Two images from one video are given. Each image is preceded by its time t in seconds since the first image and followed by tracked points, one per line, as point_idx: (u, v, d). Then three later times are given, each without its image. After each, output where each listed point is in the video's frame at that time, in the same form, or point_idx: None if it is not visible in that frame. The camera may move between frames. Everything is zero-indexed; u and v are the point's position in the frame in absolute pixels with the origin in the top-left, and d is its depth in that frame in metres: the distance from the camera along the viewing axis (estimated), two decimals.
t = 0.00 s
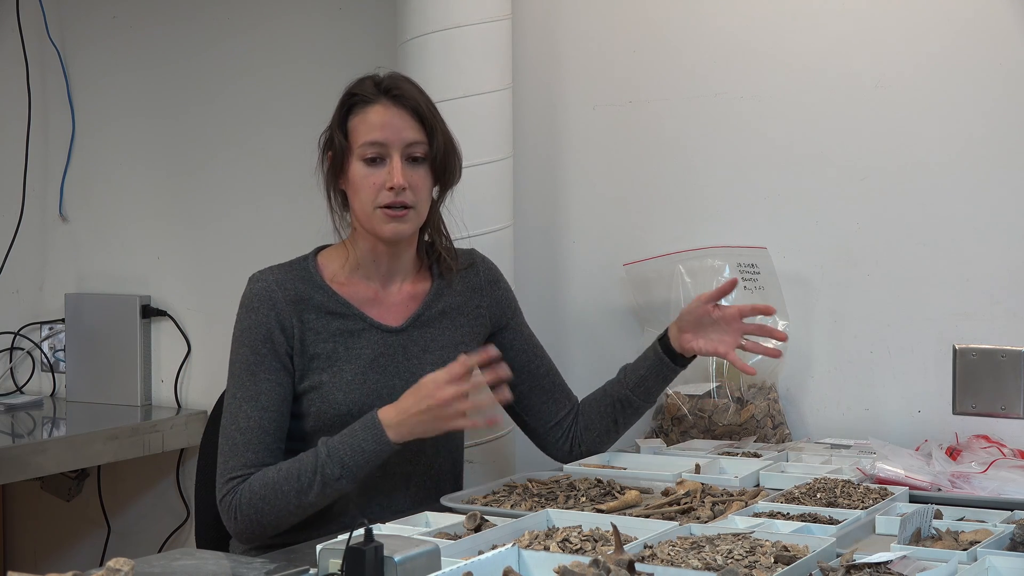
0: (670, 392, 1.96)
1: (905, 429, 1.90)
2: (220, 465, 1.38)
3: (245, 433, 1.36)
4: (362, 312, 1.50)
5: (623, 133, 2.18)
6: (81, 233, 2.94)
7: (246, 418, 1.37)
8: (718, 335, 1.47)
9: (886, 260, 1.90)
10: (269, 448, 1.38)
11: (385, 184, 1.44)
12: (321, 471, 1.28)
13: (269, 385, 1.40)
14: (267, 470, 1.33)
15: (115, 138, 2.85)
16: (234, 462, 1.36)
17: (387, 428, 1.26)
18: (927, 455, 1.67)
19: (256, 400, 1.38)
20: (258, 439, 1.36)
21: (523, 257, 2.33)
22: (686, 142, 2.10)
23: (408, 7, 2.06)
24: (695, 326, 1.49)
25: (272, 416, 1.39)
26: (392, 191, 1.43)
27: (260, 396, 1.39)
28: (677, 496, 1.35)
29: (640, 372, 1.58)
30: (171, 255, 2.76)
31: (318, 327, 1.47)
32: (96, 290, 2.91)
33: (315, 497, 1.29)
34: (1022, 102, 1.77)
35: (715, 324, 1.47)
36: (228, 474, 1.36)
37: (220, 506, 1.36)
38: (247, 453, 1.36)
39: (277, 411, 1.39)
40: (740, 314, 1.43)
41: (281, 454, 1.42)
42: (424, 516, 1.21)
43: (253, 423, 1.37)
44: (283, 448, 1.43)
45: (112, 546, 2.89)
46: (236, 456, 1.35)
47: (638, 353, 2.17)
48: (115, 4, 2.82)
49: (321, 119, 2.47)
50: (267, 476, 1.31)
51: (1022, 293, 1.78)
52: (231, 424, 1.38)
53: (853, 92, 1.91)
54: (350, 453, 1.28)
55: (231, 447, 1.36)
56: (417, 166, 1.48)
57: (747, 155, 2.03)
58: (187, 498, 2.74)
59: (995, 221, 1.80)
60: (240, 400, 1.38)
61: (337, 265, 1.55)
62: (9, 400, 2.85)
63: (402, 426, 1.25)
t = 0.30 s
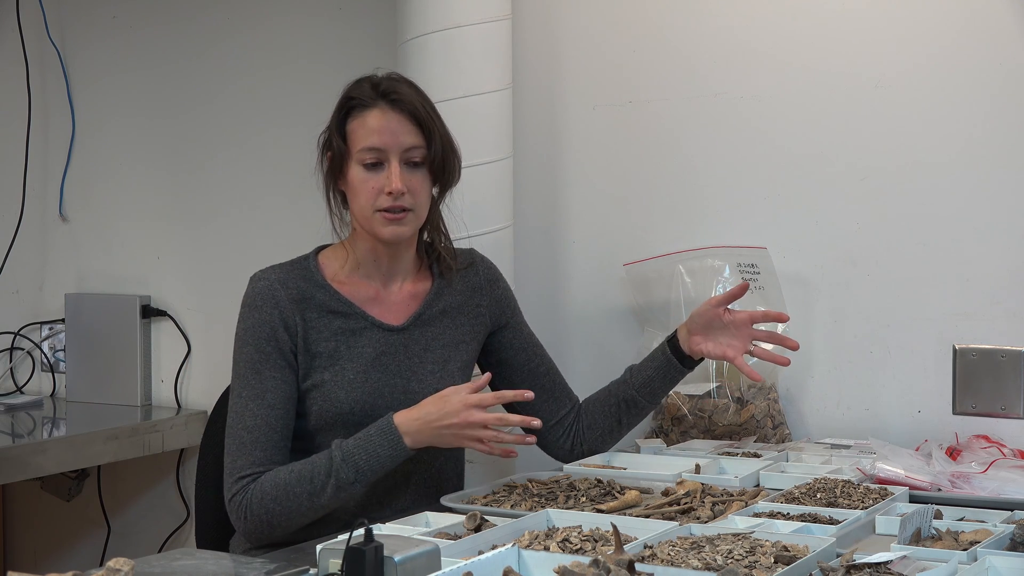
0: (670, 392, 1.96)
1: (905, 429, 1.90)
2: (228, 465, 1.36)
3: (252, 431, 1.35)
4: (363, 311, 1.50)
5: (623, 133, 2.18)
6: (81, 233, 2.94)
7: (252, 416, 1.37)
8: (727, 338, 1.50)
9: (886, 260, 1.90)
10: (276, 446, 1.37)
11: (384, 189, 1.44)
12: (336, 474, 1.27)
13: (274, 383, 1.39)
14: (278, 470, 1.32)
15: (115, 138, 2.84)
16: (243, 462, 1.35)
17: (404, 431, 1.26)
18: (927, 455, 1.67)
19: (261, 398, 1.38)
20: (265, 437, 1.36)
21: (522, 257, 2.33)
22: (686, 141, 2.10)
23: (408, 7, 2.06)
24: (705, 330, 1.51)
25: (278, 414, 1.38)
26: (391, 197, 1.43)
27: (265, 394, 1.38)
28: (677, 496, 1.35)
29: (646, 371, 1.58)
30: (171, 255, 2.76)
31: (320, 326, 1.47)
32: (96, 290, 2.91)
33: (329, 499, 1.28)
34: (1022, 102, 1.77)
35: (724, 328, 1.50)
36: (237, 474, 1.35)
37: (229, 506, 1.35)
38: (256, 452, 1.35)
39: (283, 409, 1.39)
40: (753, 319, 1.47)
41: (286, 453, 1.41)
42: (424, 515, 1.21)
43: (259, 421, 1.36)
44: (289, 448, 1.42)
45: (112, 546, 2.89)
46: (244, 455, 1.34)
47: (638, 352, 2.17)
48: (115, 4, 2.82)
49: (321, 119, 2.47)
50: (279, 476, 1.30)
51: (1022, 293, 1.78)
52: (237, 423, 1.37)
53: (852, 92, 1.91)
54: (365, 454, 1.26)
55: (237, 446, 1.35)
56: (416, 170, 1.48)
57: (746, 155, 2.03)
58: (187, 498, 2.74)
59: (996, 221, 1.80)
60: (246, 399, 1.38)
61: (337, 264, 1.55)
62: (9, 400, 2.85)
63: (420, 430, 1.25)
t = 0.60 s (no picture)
0: (670, 392, 1.96)
1: (905, 429, 1.90)
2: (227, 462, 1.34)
3: (250, 427, 1.33)
4: (366, 311, 1.50)
5: (623, 134, 2.18)
6: (81, 233, 2.94)
7: (251, 412, 1.35)
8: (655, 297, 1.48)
9: (886, 260, 1.90)
10: (273, 440, 1.33)
11: (396, 181, 1.43)
12: (298, 458, 1.21)
13: (274, 377, 1.38)
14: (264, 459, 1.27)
15: (115, 137, 2.84)
16: (238, 456, 1.32)
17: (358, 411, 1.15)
18: (928, 455, 1.67)
19: (261, 394, 1.36)
20: (262, 431, 1.33)
21: (522, 256, 2.33)
22: (686, 141, 2.10)
23: (408, 6, 2.05)
24: (642, 298, 1.48)
25: (278, 408, 1.35)
26: (402, 189, 1.43)
27: (265, 389, 1.36)
28: (677, 497, 1.35)
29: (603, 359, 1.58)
30: (171, 255, 2.76)
31: (323, 326, 1.47)
32: (96, 290, 2.91)
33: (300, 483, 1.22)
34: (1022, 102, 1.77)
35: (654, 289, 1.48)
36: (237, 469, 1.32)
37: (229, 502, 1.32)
38: (251, 445, 1.32)
39: (284, 404, 1.36)
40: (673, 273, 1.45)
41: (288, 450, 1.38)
42: (424, 516, 1.21)
43: (258, 415, 1.34)
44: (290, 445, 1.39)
45: (113, 546, 2.89)
46: (242, 451, 1.32)
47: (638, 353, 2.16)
48: (114, 4, 2.82)
49: (321, 119, 2.47)
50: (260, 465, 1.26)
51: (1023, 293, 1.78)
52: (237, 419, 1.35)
53: (852, 92, 1.91)
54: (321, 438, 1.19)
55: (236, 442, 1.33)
56: (428, 167, 1.48)
57: (746, 155, 2.03)
58: (187, 498, 2.74)
59: (996, 221, 1.80)
60: (247, 394, 1.37)
61: (341, 263, 1.55)
62: (9, 400, 2.85)
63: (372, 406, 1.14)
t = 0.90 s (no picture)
0: (671, 392, 1.96)
1: (905, 429, 1.90)
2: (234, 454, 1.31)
3: (257, 418, 1.31)
4: (369, 306, 1.49)
5: (623, 134, 2.18)
6: (80, 233, 2.94)
7: (256, 403, 1.32)
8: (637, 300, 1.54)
9: (886, 260, 1.90)
10: (281, 431, 1.31)
11: (423, 188, 1.42)
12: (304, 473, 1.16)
13: (280, 368, 1.36)
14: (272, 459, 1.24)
15: (116, 137, 2.84)
16: (247, 448, 1.30)
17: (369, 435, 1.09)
18: (928, 455, 1.67)
19: (267, 384, 1.34)
20: (270, 423, 1.31)
21: (522, 256, 2.32)
22: (686, 141, 2.10)
23: (408, 7, 2.05)
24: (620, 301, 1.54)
25: (285, 400, 1.34)
26: (428, 197, 1.42)
27: (271, 379, 1.35)
28: (677, 496, 1.35)
29: (598, 357, 1.60)
30: (171, 255, 2.76)
31: (326, 319, 1.46)
32: (96, 290, 2.91)
33: (300, 494, 1.17)
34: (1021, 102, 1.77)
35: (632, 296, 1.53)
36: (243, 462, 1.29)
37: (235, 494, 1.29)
38: (259, 437, 1.29)
39: (291, 396, 1.35)
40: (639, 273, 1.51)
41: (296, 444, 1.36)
42: (424, 515, 1.21)
43: (265, 407, 1.32)
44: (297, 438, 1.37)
45: (113, 546, 2.89)
46: (249, 442, 1.29)
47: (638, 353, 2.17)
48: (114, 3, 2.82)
49: (322, 119, 2.48)
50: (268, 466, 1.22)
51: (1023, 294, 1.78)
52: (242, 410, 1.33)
53: (853, 92, 1.91)
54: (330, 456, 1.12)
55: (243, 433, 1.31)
56: (452, 177, 1.48)
57: (746, 155, 2.03)
58: (187, 498, 2.74)
59: (996, 221, 1.80)
60: (252, 385, 1.34)
61: (346, 258, 1.54)
62: (9, 400, 2.85)
63: (373, 430, 1.08)
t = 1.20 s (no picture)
0: (671, 392, 1.96)
1: (905, 429, 1.90)
2: (275, 454, 1.30)
3: (295, 418, 1.30)
4: (372, 306, 1.49)
5: (623, 133, 2.18)
6: (81, 233, 2.94)
7: (291, 403, 1.31)
8: (734, 314, 1.53)
9: (886, 260, 1.90)
10: (321, 427, 1.31)
11: (427, 190, 1.42)
12: (402, 453, 1.21)
13: (307, 367, 1.35)
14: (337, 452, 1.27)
15: (116, 136, 2.84)
16: (293, 448, 1.29)
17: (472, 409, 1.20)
18: (928, 455, 1.67)
19: (296, 382, 1.33)
20: (310, 420, 1.30)
21: (522, 256, 2.33)
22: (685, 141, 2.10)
23: (408, 6, 2.06)
24: (712, 311, 1.54)
25: (318, 397, 1.34)
26: (431, 199, 1.43)
27: (301, 377, 1.34)
28: (677, 496, 1.35)
29: (652, 357, 1.57)
30: (171, 255, 2.76)
31: (333, 319, 1.45)
32: (96, 290, 2.91)
33: (396, 472, 1.22)
34: (1021, 102, 1.77)
35: (729, 305, 1.53)
36: (288, 461, 1.28)
37: (283, 495, 1.27)
38: (303, 435, 1.29)
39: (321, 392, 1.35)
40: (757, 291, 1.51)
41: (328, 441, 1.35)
42: (424, 515, 1.21)
43: (302, 404, 1.31)
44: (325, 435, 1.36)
45: (113, 546, 2.89)
46: (294, 441, 1.29)
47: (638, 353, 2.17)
48: (115, 3, 2.82)
49: (322, 119, 2.48)
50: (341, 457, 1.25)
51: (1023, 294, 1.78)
52: (273, 410, 1.31)
53: (853, 92, 1.91)
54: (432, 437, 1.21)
55: (281, 433, 1.30)
56: (455, 179, 1.48)
57: (746, 154, 2.03)
58: (187, 498, 2.74)
59: (996, 220, 1.80)
60: (278, 384, 1.32)
61: (348, 258, 1.53)
62: (9, 400, 2.85)
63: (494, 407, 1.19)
